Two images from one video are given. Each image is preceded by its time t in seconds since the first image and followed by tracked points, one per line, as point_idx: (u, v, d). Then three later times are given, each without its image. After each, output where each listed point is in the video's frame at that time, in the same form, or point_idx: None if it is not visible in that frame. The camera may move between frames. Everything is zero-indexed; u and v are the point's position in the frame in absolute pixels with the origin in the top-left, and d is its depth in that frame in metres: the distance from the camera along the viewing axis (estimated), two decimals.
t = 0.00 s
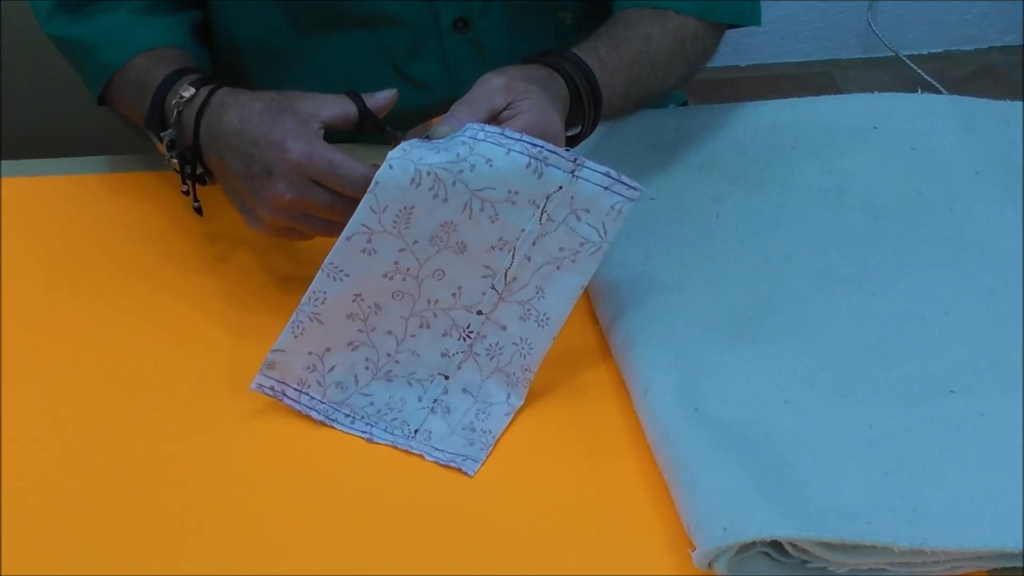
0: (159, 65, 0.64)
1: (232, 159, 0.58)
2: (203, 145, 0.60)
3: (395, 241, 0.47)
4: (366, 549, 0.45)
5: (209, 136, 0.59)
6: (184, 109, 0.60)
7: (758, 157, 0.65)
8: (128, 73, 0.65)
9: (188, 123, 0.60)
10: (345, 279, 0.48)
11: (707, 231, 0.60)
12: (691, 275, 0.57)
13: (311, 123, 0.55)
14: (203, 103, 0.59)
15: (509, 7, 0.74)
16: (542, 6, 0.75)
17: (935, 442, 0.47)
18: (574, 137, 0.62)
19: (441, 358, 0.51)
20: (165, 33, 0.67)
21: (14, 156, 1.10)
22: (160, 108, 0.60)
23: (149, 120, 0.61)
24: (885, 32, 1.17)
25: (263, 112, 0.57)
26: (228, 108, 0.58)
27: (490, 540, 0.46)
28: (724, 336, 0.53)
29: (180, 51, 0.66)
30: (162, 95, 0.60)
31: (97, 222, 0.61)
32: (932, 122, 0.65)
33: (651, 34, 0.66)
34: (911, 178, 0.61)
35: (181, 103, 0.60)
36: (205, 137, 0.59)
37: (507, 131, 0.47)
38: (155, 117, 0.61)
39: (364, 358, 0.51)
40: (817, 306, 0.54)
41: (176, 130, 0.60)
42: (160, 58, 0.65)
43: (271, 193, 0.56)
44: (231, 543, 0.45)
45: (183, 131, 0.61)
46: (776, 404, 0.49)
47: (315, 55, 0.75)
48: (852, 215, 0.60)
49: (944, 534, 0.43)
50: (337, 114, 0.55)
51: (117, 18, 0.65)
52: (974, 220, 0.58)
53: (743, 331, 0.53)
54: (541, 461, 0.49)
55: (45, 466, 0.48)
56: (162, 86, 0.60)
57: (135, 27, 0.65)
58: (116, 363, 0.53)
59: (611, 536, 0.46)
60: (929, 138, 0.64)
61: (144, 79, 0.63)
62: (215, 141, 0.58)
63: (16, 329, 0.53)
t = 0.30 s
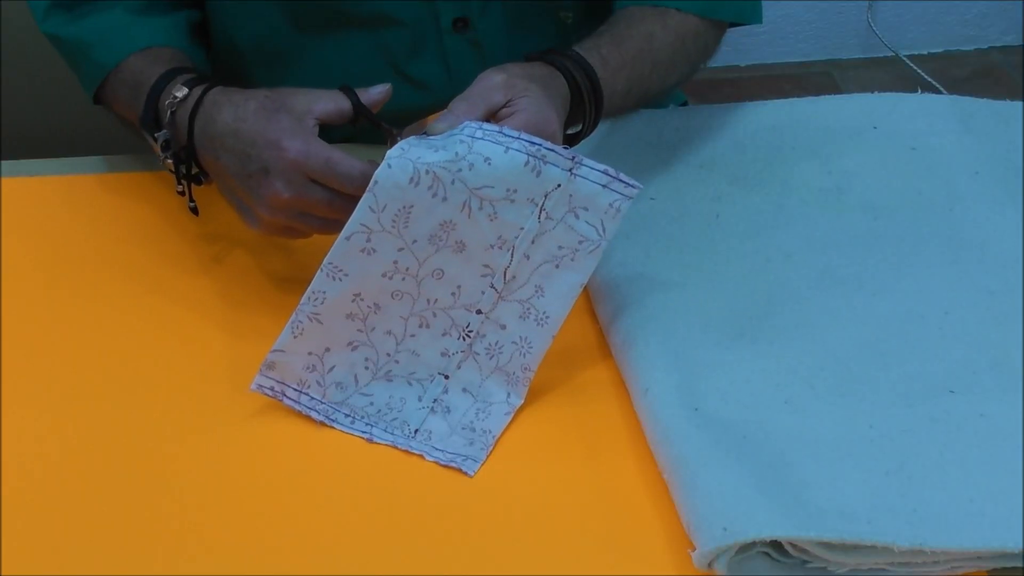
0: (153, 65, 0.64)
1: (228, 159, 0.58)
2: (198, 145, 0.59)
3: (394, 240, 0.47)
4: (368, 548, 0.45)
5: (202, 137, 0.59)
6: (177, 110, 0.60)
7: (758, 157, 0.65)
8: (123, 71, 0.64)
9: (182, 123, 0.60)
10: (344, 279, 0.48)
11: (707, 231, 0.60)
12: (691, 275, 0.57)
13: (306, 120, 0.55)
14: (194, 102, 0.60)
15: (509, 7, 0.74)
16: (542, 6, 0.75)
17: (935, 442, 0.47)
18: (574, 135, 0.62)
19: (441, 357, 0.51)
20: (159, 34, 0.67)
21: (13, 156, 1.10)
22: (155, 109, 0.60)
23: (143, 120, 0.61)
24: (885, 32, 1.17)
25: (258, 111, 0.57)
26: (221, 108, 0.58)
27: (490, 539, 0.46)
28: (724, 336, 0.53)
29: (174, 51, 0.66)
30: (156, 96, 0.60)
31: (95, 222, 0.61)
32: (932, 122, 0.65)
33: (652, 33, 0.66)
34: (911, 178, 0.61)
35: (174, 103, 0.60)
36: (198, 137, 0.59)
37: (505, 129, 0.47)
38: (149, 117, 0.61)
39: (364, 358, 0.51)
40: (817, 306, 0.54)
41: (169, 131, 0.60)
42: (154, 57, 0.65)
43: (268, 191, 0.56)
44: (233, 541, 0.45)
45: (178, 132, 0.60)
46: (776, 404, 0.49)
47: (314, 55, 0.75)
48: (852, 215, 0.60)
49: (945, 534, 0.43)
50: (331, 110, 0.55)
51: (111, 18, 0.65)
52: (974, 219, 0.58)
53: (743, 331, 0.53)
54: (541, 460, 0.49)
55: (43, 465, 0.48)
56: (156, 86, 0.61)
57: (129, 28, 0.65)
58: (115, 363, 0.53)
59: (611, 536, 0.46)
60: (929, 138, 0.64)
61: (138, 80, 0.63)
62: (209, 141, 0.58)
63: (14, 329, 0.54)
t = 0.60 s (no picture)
0: (153, 64, 0.64)
1: (225, 158, 0.58)
2: (196, 145, 0.60)
3: (393, 237, 0.47)
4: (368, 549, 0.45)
5: (200, 136, 0.59)
6: (175, 109, 0.60)
7: (758, 157, 0.65)
8: (123, 71, 0.64)
9: (181, 123, 0.60)
10: (343, 277, 0.48)
11: (706, 231, 0.60)
12: (691, 275, 0.57)
13: (302, 120, 0.55)
14: (193, 102, 0.59)
15: (509, 7, 0.74)
16: (543, 5, 0.75)
17: (935, 442, 0.47)
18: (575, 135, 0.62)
19: (441, 355, 0.51)
20: (159, 33, 0.66)
21: (14, 156, 1.10)
22: (154, 108, 0.61)
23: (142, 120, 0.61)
24: (885, 32, 1.17)
25: (255, 111, 0.57)
26: (219, 107, 0.58)
27: (490, 539, 0.46)
28: (724, 336, 0.53)
29: (174, 51, 0.66)
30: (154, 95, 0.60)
31: (95, 221, 0.61)
32: (932, 122, 0.65)
33: (653, 32, 0.66)
34: (911, 178, 0.61)
35: (172, 102, 0.60)
36: (196, 137, 0.59)
37: (504, 126, 0.47)
38: (148, 117, 0.61)
39: (364, 357, 0.51)
40: (818, 306, 0.54)
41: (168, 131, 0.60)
42: (153, 57, 0.65)
43: (264, 191, 0.56)
44: (232, 542, 0.45)
45: (176, 131, 0.60)
46: (776, 404, 0.49)
47: (314, 55, 0.75)
48: (852, 214, 0.60)
49: (945, 534, 0.43)
50: (329, 111, 0.55)
51: (111, 18, 0.65)
52: (974, 219, 0.58)
53: (744, 331, 0.53)
54: (541, 460, 0.49)
55: (43, 465, 0.48)
56: (154, 86, 0.61)
57: (128, 27, 0.65)
58: (114, 363, 0.53)
59: (610, 536, 0.46)
60: (929, 138, 0.64)
61: (137, 79, 0.63)
62: (207, 140, 0.59)
63: (14, 329, 0.54)
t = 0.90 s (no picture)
0: (153, 62, 0.64)
1: (225, 151, 0.58)
2: (197, 138, 0.60)
3: (397, 221, 0.47)
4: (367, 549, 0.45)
5: (200, 128, 0.59)
6: (176, 104, 0.60)
7: (758, 157, 0.65)
8: (124, 69, 0.65)
9: (181, 117, 0.61)
10: (349, 260, 0.48)
11: (707, 231, 0.60)
12: (691, 275, 0.57)
13: (302, 110, 0.55)
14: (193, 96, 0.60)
15: (509, 7, 0.74)
16: (542, 5, 0.75)
17: (935, 442, 0.47)
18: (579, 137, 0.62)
19: (453, 341, 0.51)
20: (158, 32, 0.66)
21: (14, 156, 1.10)
22: (154, 103, 0.61)
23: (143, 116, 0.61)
24: (885, 32, 1.17)
25: (255, 101, 0.57)
26: (219, 100, 0.58)
27: (490, 539, 0.46)
28: (725, 335, 0.53)
29: (173, 50, 0.66)
30: (154, 89, 0.60)
31: (95, 221, 0.61)
32: (932, 122, 0.65)
33: (657, 35, 0.66)
34: (911, 178, 0.61)
35: (173, 97, 0.60)
36: (196, 129, 0.59)
37: (507, 109, 0.46)
38: (149, 112, 0.61)
39: (376, 340, 0.51)
40: (817, 306, 0.54)
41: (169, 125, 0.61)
42: (153, 55, 0.65)
43: (265, 180, 0.56)
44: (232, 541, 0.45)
45: (176, 124, 0.61)
46: (776, 404, 0.49)
47: (314, 55, 0.75)
48: (851, 215, 0.60)
49: (945, 534, 0.43)
50: (329, 101, 0.55)
51: (111, 17, 0.65)
52: (974, 219, 0.58)
53: (744, 331, 0.53)
54: (541, 460, 0.49)
55: (43, 464, 0.48)
56: (155, 80, 0.61)
57: (128, 26, 0.65)
58: (114, 362, 0.53)
59: (611, 535, 0.46)
60: (929, 138, 0.64)
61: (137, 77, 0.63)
62: (207, 133, 0.59)
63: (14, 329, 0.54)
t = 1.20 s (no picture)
0: (150, 58, 0.64)
1: (221, 145, 0.58)
2: (192, 132, 0.60)
3: (396, 217, 0.47)
4: (367, 549, 0.45)
5: (196, 123, 0.59)
6: (171, 97, 0.60)
7: (757, 157, 0.65)
8: (120, 65, 0.64)
9: (176, 111, 0.60)
10: (349, 259, 0.48)
11: (707, 230, 0.60)
12: (691, 275, 0.57)
13: (300, 104, 0.55)
14: (189, 89, 0.60)
15: (510, 7, 0.74)
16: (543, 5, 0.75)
17: (935, 442, 0.47)
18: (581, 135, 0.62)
19: (453, 332, 0.51)
20: (156, 29, 0.66)
21: (14, 156, 1.10)
22: (150, 97, 0.60)
23: (137, 110, 0.61)
24: (885, 32, 1.17)
25: (252, 96, 0.57)
26: (216, 95, 0.58)
27: (489, 539, 0.46)
28: (724, 335, 0.53)
29: (171, 47, 0.66)
30: (150, 83, 0.60)
31: (94, 220, 0.61)
32: (932, 122, 0.65)
33: (659, 34, 0.66)
34: (911, 178, 0.61)
35: (168, 90, 0.60)
36: (191, 123, 0.59)
37: (503, 102, 0.47)
38: (143, 107, 0.60)
39: (376, 335, 0.51)
40: (817, 306, 0.54)
41: (164, 119, 0.61)
42: (150, 50, 0.65)
43: (262, 175, 0.56)
44: (231, 541, 0.45)
45: (171, 119, 0.61)
46: (777, 404, 0.49)
47: (314, 54, 0.75)
48: (852, 215, 0.60)
49: (945, 534, 0.43)
50: (325, 95, 0.55)
51: (108, 13, 0.65)
52: (974, 219, 0.58)
53: (744, 331, 0.53)
54: (541, 460, 0.49)
55: (43, 462, 0.48)
56: (151, 75, 0.60)
57: (126, 23, 0.65)
58: (113, 360, 0.53)
59: (611, 535, 0.46)
60: (929, 138, 0.64)
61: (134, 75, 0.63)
62: (203, 127, 0.59)
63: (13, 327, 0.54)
